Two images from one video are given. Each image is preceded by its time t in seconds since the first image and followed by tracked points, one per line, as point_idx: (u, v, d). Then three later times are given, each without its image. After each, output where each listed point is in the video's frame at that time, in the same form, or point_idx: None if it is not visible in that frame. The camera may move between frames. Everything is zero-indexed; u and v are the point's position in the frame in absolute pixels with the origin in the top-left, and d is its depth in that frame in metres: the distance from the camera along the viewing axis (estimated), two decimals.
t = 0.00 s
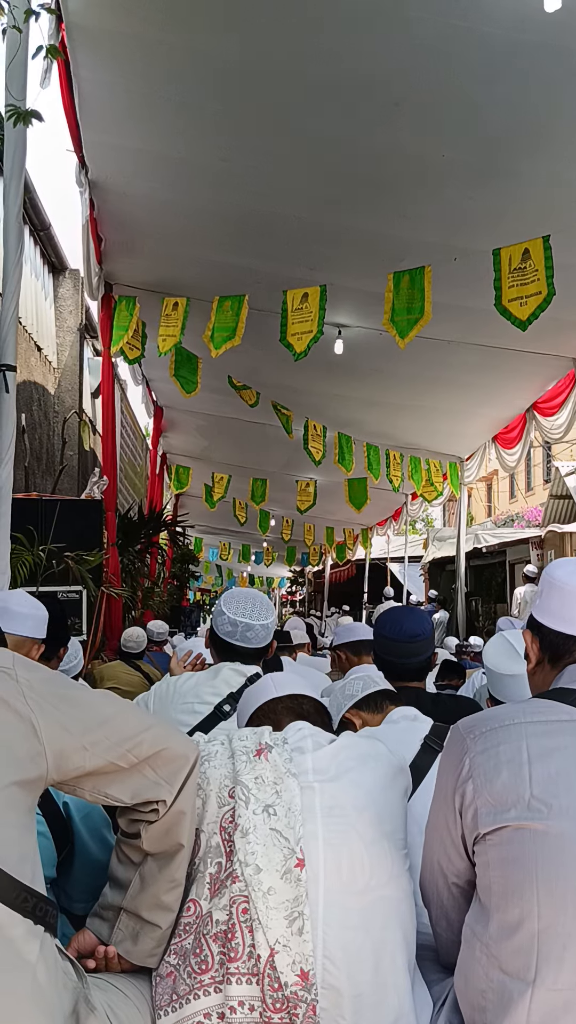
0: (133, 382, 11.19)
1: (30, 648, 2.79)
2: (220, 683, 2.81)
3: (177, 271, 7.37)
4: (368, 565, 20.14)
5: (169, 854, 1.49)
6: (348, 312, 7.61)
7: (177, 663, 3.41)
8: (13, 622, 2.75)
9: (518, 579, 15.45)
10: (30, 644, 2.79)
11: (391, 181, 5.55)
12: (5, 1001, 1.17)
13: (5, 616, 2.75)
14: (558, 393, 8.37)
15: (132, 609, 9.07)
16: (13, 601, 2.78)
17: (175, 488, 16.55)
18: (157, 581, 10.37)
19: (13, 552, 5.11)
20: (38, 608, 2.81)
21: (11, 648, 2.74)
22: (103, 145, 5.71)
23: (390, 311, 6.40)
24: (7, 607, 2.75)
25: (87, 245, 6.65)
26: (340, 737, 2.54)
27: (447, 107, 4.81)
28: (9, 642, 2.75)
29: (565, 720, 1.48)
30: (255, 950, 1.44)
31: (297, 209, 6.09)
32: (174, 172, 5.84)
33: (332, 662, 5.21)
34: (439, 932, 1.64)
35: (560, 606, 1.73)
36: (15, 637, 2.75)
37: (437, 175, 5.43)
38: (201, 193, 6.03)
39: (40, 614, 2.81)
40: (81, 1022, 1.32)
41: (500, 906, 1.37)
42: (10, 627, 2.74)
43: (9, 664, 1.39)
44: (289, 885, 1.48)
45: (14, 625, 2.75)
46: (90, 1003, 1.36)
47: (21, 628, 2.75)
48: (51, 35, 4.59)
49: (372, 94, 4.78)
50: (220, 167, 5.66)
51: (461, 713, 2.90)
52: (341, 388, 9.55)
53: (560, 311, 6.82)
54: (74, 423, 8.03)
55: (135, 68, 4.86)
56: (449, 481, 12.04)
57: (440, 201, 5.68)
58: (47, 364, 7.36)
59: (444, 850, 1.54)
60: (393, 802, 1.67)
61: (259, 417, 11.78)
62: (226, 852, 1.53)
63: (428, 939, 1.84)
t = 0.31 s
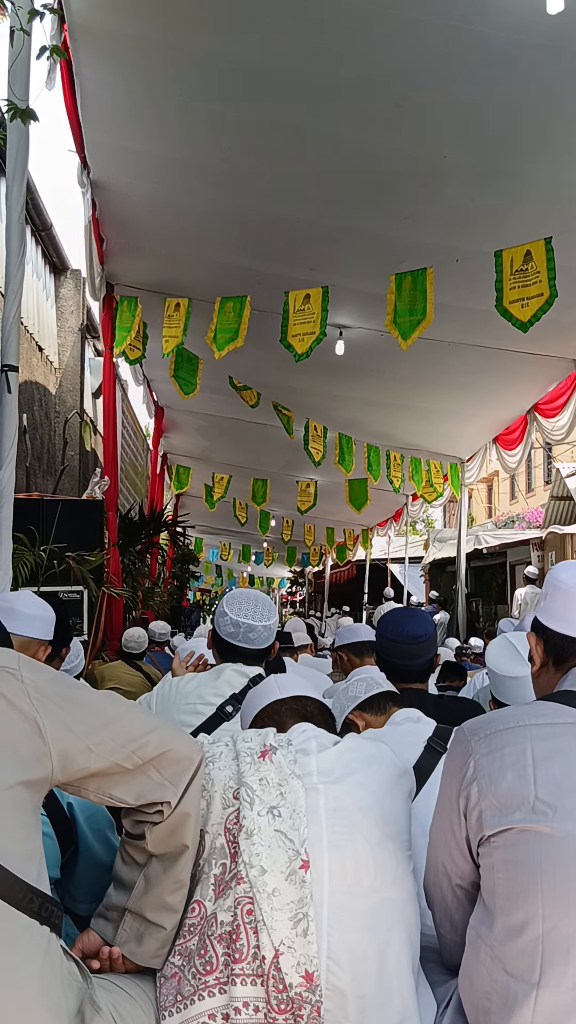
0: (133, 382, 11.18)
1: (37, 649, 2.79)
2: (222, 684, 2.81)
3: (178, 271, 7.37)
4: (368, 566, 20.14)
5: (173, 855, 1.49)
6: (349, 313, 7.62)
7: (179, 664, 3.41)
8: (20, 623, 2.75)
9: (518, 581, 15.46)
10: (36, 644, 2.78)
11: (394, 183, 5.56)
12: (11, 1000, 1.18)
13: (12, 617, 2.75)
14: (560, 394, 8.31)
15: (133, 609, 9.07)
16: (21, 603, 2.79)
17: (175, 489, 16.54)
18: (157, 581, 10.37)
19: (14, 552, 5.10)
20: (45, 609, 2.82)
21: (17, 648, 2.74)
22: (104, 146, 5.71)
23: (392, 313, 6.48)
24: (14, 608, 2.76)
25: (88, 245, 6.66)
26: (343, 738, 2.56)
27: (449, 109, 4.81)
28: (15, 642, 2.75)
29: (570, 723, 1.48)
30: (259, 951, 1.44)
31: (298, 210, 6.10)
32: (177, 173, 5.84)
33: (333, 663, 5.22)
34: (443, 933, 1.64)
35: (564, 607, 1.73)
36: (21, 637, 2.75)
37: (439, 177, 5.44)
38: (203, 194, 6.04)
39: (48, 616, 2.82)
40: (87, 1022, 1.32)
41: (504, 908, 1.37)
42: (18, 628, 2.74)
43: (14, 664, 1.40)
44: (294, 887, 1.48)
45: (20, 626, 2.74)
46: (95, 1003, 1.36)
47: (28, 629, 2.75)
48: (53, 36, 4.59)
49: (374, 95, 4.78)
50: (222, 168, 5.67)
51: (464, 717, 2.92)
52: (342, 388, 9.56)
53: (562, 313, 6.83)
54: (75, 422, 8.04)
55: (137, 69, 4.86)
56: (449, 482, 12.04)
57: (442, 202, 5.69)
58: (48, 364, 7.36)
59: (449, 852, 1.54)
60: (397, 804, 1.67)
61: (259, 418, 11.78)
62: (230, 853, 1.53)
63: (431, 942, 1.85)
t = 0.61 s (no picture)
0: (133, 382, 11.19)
1: (35, 649, 2.80)
2: (221, 684, 2.81)
3: (178, 271, 7.37)
4: (367, 566, 20.13)
5: (171, 856, 1.49)
6: (349, 313, 7.62)
7: (177, 664, 3.41)
8: (19, 622, 2.75)
9: (518, 581, 15.46)
10: (35, 644, 2.79)
11: (394, 183, 5.56)
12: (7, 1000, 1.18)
13: (11, 616, 2.75)
14: (559, 394, 8.32)
15: (132, 609, 9.07)
16: (19, 602, 2.79)
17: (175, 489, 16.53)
18: (157, 581, 10.37)
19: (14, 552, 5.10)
20: (44, 609, 2.82)
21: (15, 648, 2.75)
22: (105, 146, 5.71)
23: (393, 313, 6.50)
24: (13, 607, 2.75)
25: (88, 245, 6.65)
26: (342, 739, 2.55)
27: (449, 110, 4.81)
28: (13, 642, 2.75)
29: (568, 724, 1.48)
30: (257, 952, 1.44)
31: (298, 211, 6.09)
32: (177, 173, 5.84)
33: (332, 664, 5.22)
34: (441, 933, 1.64)
35: (563, 609, 1.73)
36: (19, 637, 2.75)
37: (439, 178, 5.44)
38: (204, 194, 6.04)
39: (46, 615, 2.82)
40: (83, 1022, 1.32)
41: (502, 909, 1.37)
42: (16, 628, 2.74)
43: (12, 664, 1.40)
44: (292, 887, 1.48)
45: (18, 625, 2.75)
46: (92, 1003, 1.36)
47: (26, 629, 2.75)
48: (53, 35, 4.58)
49: (374, 96, 4.78)
50: (222, 168, 5.67)
51: (463, 718, 2.91)
52: (342, 389, 9.56)
53: (562, 314, 6.82)
54: (75, 422, 8.04)
55: (137, 69, 4.86)
56: (449, 483, 12.04)
57: (442, 203, 5.69)
58: (48, 364, 7.36)
59: (446, 853, 1.54)
60: (395, 805, 1.67)
61: (259, 418, 11.78)
62: (228, 853, 1.53)
63: (429, 942, 1.85)
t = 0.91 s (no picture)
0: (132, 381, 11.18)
1: (31, 647, 2.82)
2: (219, 683, 2.80)
3: (177, 270, 7.37)
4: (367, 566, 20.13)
5: (167, 854, 1.49)
6: (348, 313, 7.61)
7: (175, 663, 3.41)
8: (14, 621, 2.75)
9: (517, 581, 15.46)
10: (30, 643, 2.81)
11: (393, 182, 5.55)
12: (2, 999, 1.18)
13: (7, 615, 2.75)
14: (558, 394, 8.33)
15: (131, 609, 9.07)
16: (15, 601, 2.78)
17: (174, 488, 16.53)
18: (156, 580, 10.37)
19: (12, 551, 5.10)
20: (40, 608, 2.81)
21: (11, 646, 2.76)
22: (103, 145, 5.71)
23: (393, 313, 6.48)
24: (8, 606, 2.75)
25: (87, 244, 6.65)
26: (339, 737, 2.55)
27: (448, 109, 4.81)
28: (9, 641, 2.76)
29: (565, 723, 1.47)
30: (253, 950, 1.44)
31: (297, 210, 6.09)
32: (175, 172, 5.83)
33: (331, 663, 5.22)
34: (437, 932, 1.64)
35: (560, 608, 1.73)
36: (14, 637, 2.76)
37: (438, 177, 5.43)
38: (202, 193, 6.03)
39: (42, 614, 2.82)
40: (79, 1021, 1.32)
41: (499, 908, 1.37)
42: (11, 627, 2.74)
43: (8, 663, 1.39)
44: (288, 886, 1.48)
45: (14, 624, 2.75)
46: (88, 1002, 1.36)
47: (22, 628, 2.75)
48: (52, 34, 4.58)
49: (373, 95, 4.78)
50: (221, 167, 5.66)
51: (461, 716, 2.91)
52: (341, 388, 9.55)
53: (561, 314, 6.82)
54: (73, 421, 8.03)
55: (136, 67, 4.85)
56: (448, 483, 12.04)
57: (441, 202, 5.68)
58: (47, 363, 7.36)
59: (443, 852, 1.54)
60: (392, 803, 1.67)
61: (258, 417, 11.77)
62: (224, 852, 1.53)
63: (427, 942, 1.85)
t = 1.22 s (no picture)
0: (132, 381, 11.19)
1: (32, 647, 2.81)
2: (219, 684, 2.80)
3: (178, 270, 7.37)
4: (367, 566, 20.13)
5: (168, 855, 1.49)
6: (348, 313, 7.62)
7: (175, 663, 3.41)
8: (15, 621, 2.75)
9: (517, 581, 15.46)
10: (32, 643, 2.81)
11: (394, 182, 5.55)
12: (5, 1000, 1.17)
13: (7, 615, 2.75)
14: (559, 394, 8.33)
15: (131, 609, 9.07)
16: (16, 601, 2.78)
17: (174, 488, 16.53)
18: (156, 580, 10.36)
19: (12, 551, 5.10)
20: (41, 608, 2.81)
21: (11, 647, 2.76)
22: (103, 145, 5.71)
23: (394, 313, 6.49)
24: (9, 607, 2.75)
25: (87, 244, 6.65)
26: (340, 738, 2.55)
27: (449, 109, 4.81)
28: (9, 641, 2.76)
29: (566, 723, 1.47)
30: (253, 950, 1.44)
31: (298, 209, 6.09)
32: (176, 171, 5.83)
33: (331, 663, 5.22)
34: (438, 933, 1.64)
35: (560, 607, 1.73)
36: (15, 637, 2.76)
37: (439, 177, 5.43)
38: (203, 193, 6.03)
39: (42, 614, 2.81)
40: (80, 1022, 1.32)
41: (499, 909, 1.37)
42: (12, 626, 2.74)
43: (9, 664, 1.40)
44: (288, 886, 1.48)
45: (14, 624, 2.75)
46: (88, 1002, 1.36)
47: (23, 627, 2.75)
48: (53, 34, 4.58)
49: (374, 95, 4.77)
50: (222, 167, 5.67)
51: (462, 716, 2.91)
52: (341, 388, 9.55)
53: (561, 314, 6.82)
54: (74, 421, 8.03)
55: (137, 68, 4.85)
56: (448, 483, 12.04)
57: (441, 202, 5.68)
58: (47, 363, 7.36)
59: (443, 853, 1.54)
60: (392, 804, 1.67)
61: (259, 417, 11.76)
62: (225, 852, 1.53)
63: (428, 943, 1.84)
